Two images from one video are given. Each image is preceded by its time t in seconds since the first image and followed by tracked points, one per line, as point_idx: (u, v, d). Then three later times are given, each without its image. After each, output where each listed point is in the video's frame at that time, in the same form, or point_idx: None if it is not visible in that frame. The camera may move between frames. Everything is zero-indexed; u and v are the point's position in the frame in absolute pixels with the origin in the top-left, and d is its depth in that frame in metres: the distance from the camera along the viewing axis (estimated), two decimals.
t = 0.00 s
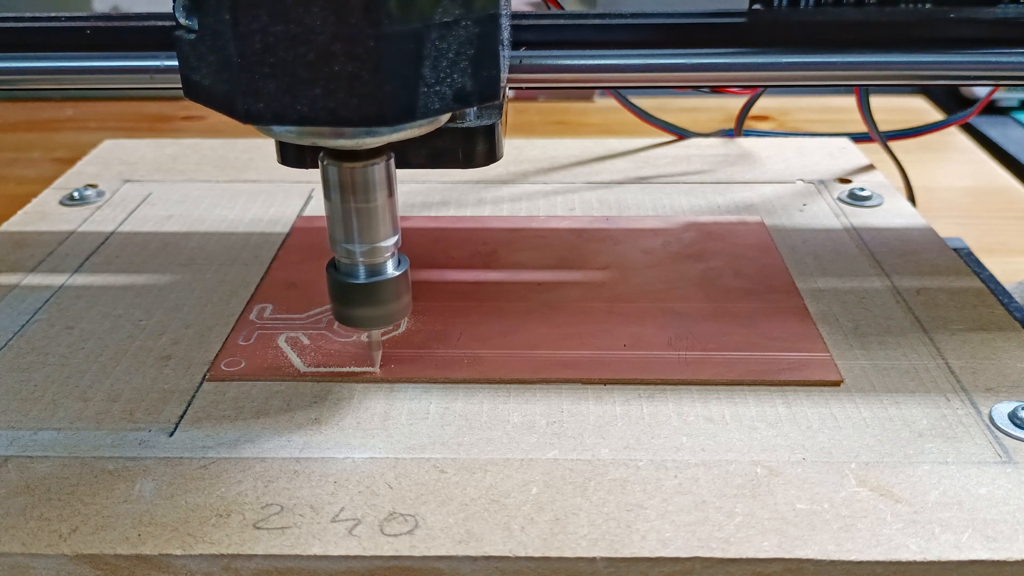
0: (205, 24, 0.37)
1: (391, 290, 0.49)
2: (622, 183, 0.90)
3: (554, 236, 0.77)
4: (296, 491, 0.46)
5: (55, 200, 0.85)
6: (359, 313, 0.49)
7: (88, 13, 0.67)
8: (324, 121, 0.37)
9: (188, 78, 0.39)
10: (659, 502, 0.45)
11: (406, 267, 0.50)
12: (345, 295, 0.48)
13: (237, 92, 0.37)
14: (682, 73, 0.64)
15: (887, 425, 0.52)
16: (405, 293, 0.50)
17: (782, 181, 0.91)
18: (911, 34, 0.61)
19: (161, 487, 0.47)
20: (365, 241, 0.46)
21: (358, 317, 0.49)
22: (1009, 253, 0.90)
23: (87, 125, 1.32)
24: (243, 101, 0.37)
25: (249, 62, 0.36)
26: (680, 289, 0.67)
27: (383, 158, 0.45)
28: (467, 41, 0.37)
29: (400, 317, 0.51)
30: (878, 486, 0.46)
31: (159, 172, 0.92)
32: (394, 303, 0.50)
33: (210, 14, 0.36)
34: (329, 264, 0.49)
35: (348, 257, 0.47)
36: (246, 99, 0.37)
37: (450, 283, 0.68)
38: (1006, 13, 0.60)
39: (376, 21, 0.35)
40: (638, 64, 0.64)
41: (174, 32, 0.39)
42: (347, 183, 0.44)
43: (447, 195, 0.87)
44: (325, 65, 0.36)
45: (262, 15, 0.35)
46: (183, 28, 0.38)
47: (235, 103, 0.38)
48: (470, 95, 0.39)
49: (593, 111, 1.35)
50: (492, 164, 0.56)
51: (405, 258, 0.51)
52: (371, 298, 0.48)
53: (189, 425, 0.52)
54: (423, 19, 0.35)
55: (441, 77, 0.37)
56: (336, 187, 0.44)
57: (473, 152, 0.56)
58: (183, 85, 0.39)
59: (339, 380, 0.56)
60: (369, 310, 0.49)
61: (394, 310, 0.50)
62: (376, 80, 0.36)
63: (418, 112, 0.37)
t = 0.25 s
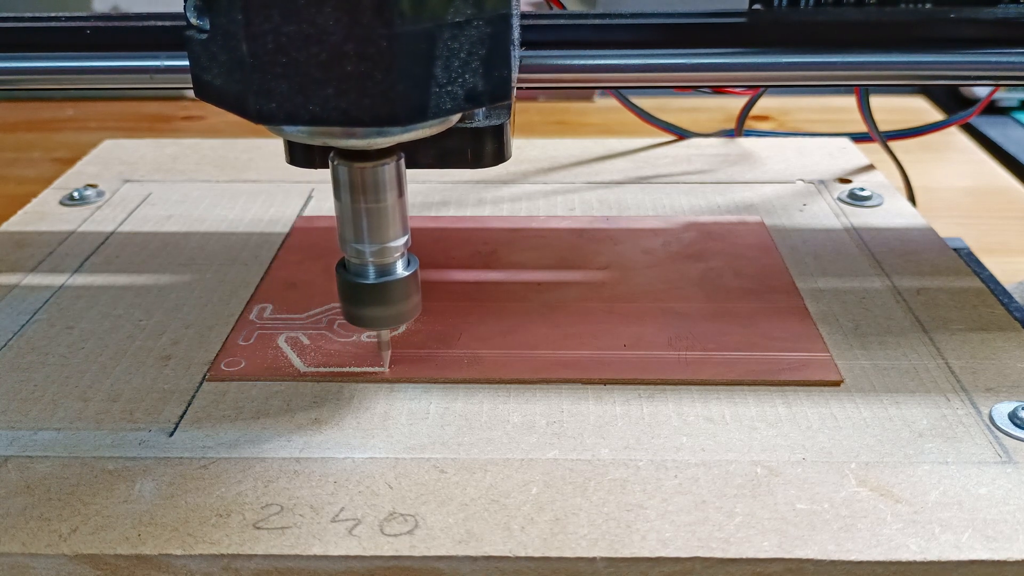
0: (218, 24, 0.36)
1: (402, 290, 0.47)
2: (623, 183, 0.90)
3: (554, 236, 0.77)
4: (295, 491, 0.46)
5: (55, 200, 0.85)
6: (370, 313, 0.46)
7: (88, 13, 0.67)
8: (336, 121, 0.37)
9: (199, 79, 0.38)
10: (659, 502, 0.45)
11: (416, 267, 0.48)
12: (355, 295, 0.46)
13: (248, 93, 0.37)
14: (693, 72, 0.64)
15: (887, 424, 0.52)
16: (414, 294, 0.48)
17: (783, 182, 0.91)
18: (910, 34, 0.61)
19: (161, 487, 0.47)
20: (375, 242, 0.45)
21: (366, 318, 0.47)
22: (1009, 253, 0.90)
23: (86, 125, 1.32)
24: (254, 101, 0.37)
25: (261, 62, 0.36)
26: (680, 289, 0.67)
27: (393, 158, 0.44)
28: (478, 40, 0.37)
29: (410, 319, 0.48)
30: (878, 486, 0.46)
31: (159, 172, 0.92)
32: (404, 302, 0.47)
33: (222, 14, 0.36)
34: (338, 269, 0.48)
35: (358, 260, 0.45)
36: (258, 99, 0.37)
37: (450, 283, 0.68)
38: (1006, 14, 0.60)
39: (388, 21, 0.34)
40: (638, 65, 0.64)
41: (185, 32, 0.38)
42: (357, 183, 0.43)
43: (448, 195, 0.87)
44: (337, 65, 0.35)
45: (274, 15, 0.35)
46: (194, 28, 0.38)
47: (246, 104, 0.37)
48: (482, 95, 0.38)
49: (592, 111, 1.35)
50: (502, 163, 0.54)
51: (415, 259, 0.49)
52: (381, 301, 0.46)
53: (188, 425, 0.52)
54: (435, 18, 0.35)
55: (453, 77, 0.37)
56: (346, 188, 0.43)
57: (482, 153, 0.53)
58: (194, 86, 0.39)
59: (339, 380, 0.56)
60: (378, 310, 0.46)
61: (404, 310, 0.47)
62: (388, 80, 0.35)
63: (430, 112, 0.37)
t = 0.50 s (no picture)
0: (229, 24, 0.36)
1: (412, 290, 0.47)
2: (623, 183, 0.90)
3: (553, 236, 0.77)
4: (295, 491, 0.46)
5: (55, 200, 0.85)
6: (379, 313, 0.46)
7: (88, 13, 0.67)
8: (348, 121, 0.36)
9: (211, 78, 0.38)
10: (660, 502, 0.45)
11: (425, 268, 0.48)
12: (364, 297, 0.46)
13: (260, 93, 0.37)
14: (685, 71, 0.64)
15: (887, 425, 0.52)
16: (424, 294, 0.48)
17: (783, 182, 0.91)
18: (910, 34, 0.61)
19: (161, 487, 0.47)
20: (385, 242, 0.44)
21: (375, 319, 0.47)
22: (1009, 254, 0.90)
23: (87, 125, 1.32)
24: (266, 101, 0.37)
25: (273, 62, 0.36)
26: (680, 290, 0.67)
27: (404, 159, 0.43)
28: (490, 40, 0.37)
29: (420, 320, 0.48)
30: (879, 486, 0.46)
31: (159, 172, 0.92)
32: (414, 303, 0.47)
33: (233, 15, 0.36)
34: (348, 268, 0.48)
35: (367, 259, 0.45)
36: (270, 98, 0.36)
37: (451, 284, 0.68)
38: (1007, 14, 0.60)
39: (400, 20, 0.34)
40: (638, 64, 0.64)
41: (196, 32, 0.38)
42: (368, 183, 0.43)
43: (449, 196, 0.87)
44: (349, 65, 0.35)
45: (286, 15, 0.35)
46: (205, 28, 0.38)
47: (257, 103, 0.37)
48: (494, 95, 0.38)
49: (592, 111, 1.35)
50: (510, 164, 0.54)
51: (424, 259, 0.49)
52: (391, 301, 0.46)
53: (188, 425, 0.52)
54: (447, 18, 0.35)
55: (465, 77, 0.37)
56: (356, 188, 0.43)
57: (490, 153, 0.53)
58: (205, 85, 0.39)
59: (339, 380, 0.56)
60: (388, 310, 0.46)
61: (414, 312, 0.47)
62: (400, 80, 0.35)
63: (442, 112, 0.37)
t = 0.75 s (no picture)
0: (242, 26, 0.36)
1: (421, 291, 0.46)
2: (623, 183, 0.90)
3: (553, 236, 0.77)
4: (295, 492, 0.46)
5: (54, 200, 0.85)
6: (389, 313, 0.46)
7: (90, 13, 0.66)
8: (362, 121, 0.36)
9: (220, 78, 0.38)
10: (660, 503, 0.45)
11: (434, 268, 0.48)
12: (372, 295, 0.45)
13: (272, 94, 0.36)
14: (682, 73, 0.64)
15: (887, 425, 0.52)
16: (434, 293, 0.47)
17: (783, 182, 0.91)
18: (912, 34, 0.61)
19: (161, 488, 0.47)
20: (396, 242, 0.44)
21: (384, 319, 0.46)
22: (1008, 253, 0.90)
23: (86, 125, 1.32)
24: (278, 102, 0.36)
25: (286, 62, 0.35)
26: (680, 291, 0.67)
27: (414, 159, 0.43)
28: (502, 41, 0.37)
29: (429, 320, 0.48)
30: (879, 486, 0.46)
31: (159, 172, 0.91)
32: (424, 303, 0.47)
33: (246, 16, 0.35)
34: (358, 266, 0.47)
35: (378, 259, 0.45)
36: (282, 98, 0.36)
37: (451, 284, 0.68)
38: (1007, 14, 0.60)
39: (415, 20, 0.34)
40: (638, 65, 0.64)
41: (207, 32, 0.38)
42: (378, 183, 0.42)
43: (449, 196, 0.87)
44: (364, 65, 0.35)
45: (300, 15, 0.34)
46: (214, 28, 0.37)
47: (269, 103, 0.37)
48: (505, 95, 0.38)
49: (592, 111, 1.35)
50: (519, 163, 0.55)
51: (435, 259, 0.48)
52: (400, 301, 0.46)
53: (188, 425, 0.52)
54: (460, 18, 0.35)
55: (477, 77, 0.37)
56: (366, 188, 0.42)
57: (499, 153, 0.54)
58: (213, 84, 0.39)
59: (339, 380, 0.56)
60: (397, 310, 0.46)
61: (422, 313, 0.47)
62: (414, 80, 0.35)
63: (454, 112, 0.36)
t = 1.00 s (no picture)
0: (251, 25, 0.35)
1: (427, 291, 0.46)
2: (623, 184, 0.90)
3: (553, 238, 0.77)
4: (293, 497, 0.46)
5: (52, 201, 0.84)
6: (394, 312, 0.45)
7: (88, 13, 0.65)
8: (370, 121, 0.36)
9: (229, 79, 0.37)
10: (660, 507, 0.45)
11: (442, 269, 0.47)
12: (379, 294, 0.45)
13: (281, 93, 0.36)
14: (684, 73, 0.63)
15: (889, 428, 0.51)
16: (440, 294, 0.47)
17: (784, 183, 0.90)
18: (912, 34, 0.60)
19: (158, 492, 0.46)
20: (402, 242, 0.44)
21: (390, 319, 0.46)
22: (1009, 253, 0.89)
23: (86, 125, 1.31)
24: (287, 102, 0.36)
25: (294, 63, 0.35)
26: (681, 293, 0.67)
27: (422, 159, 0.43)
28: (510, 40, 0.36)
29: (434, 322, 0.47)
30: (881, 491, 0.46)
31: (157, 173, 0.91)
32: (429, 303, 0.46)
33: (255, 14, 0.35)
34: (364, 268, 0.47)
35: (384, 259, 0.45)
36: (290, 99, 0.36)
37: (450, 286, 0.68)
38: (1007, 13, 0.59)
39: (424, 20, 0.34)
40: (639, 65, 0.64)
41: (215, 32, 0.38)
42: (384, 183, 0.42)
43: (449, 197, 0.87)
44: (372, 65, 0.35)
45: (308, 15, 0.34)
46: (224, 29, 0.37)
47: (277, 104, 0.36)
48: (513, 95, 0.38)
49: (592, 111, 1.35)
50: (526, 164, 0.53)
51: (441, 259, 0.48)
52: (407, 300, 0.45)
53: (186, 429, 0.52)
54: (469, 18, 0.34)
55: (486, 77, 0.36)
56: (373, 188, 0.42)
57: (505, 153, 0.53)
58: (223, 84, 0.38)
59: (338, 383, 0.56)
60: (403, 310, 0.45)
61: (429, 313, 0.46)
62: (423, 80, 0.35)
63: (462, 112, 0.36)
